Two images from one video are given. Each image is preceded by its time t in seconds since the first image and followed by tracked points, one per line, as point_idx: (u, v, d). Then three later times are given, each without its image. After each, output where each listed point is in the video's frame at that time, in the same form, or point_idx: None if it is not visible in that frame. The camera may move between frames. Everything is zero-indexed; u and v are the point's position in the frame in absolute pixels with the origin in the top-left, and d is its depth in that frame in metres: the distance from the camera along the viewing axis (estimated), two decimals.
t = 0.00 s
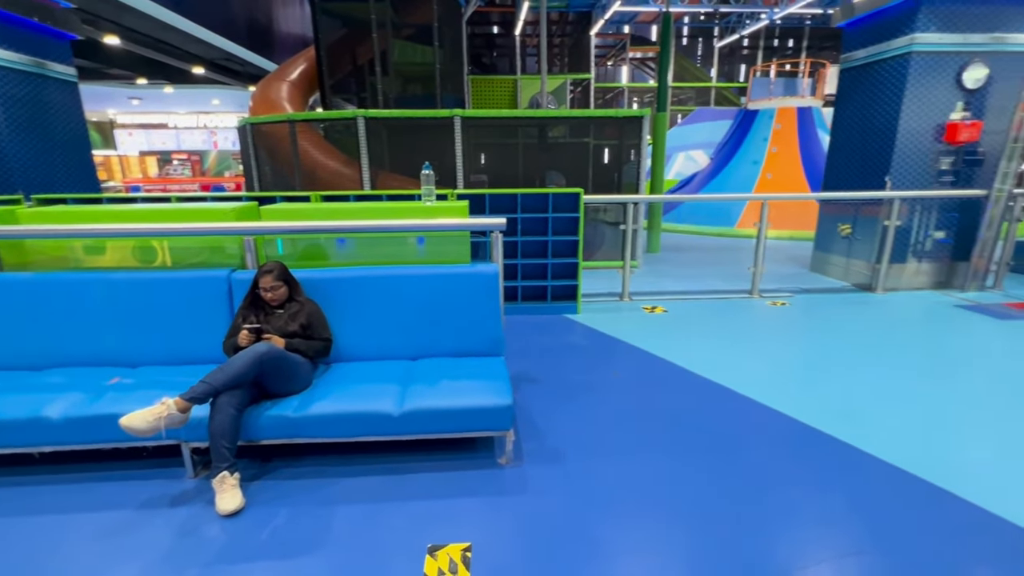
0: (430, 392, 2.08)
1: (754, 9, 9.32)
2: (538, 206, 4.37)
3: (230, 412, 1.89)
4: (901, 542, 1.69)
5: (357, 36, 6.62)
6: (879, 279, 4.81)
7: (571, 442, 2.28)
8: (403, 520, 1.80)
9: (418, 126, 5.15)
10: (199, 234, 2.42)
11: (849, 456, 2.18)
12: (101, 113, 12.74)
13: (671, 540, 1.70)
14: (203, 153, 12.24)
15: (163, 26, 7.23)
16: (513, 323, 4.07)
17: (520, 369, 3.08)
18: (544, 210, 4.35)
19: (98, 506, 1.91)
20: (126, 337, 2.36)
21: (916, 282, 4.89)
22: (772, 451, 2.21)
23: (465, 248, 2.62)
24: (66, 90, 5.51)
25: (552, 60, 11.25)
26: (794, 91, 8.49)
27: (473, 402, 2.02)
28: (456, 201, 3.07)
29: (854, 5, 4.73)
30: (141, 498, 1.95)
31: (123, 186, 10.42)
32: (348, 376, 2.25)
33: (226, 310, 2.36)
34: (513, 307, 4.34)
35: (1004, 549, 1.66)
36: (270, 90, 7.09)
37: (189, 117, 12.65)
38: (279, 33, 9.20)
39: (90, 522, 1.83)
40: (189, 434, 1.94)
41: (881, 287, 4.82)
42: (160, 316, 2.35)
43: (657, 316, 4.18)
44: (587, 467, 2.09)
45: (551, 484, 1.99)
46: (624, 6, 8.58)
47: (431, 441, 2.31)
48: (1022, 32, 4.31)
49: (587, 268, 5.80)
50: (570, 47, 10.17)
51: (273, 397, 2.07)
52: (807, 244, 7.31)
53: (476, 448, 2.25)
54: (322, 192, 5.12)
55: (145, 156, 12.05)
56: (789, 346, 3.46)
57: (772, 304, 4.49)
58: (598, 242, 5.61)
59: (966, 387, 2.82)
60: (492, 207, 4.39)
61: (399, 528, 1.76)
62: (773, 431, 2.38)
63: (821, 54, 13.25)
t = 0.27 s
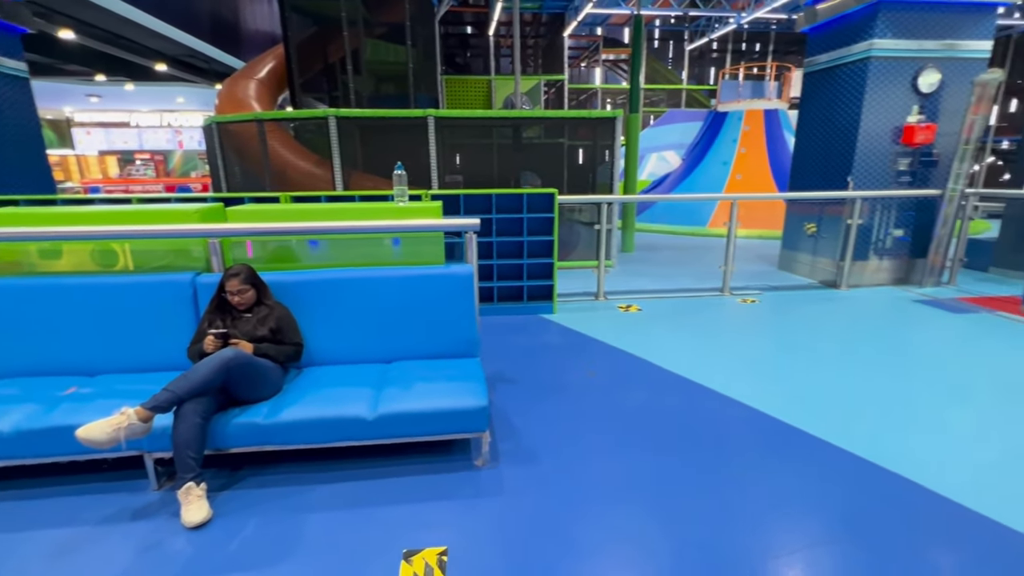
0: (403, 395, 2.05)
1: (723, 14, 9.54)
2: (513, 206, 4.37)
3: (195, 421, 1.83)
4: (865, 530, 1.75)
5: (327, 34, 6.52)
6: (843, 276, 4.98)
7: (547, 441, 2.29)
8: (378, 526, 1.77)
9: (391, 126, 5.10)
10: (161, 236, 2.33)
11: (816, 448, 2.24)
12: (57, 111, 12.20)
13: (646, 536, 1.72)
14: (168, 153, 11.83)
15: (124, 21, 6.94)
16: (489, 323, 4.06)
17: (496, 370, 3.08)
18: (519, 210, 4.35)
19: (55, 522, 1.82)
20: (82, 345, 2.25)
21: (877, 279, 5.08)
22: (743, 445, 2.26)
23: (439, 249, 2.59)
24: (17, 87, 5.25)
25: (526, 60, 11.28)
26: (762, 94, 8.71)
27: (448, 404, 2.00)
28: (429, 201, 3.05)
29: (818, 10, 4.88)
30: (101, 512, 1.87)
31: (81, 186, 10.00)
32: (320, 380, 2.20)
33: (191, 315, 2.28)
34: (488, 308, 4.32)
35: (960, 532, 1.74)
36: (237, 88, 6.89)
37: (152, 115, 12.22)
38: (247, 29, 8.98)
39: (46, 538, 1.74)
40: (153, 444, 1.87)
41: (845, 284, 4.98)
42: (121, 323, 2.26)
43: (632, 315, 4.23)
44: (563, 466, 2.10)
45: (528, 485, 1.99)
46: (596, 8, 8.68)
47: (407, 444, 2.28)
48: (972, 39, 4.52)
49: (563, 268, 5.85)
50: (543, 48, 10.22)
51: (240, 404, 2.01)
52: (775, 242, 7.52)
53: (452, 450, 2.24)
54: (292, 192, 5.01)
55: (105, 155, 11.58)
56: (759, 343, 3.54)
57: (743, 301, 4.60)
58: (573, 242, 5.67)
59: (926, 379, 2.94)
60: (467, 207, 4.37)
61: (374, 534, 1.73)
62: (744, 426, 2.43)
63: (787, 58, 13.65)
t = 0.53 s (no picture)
0: (378, 399, 2.02)
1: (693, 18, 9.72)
2: (488, 207, 4.37)
3: (159, 430, 1.76)
4: (833, 520, 1.80)
5: (298, 32, 6.39)
6: (810, 274, 5.12)
7: (524, 442, 2.29)
8: (353, 532, 1.74)
9: (364, 126, 5.03)
10: (122, 239, 2.24)
11: (787, 442, 2.30)
12: (9, 108, 11.64)
13: (623, 534, 1.73)
14: (131, 153, 11.40)
15: (83, 15, 6.66)
16: (466, 324, 4.04)
17: (473, 371, 3.06)
18: (494, 211, 4.35)
19: (8, 541, 1.73)
20: (37, 354, 2.15)
21: (842, 276, 5.25)
22: (717, 441, 2.30)
23: (414, 250, 2.57)
24: None
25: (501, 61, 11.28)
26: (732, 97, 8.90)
27: (423, 407, 1.98)
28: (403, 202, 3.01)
29: (784, 15, 5.07)
30: (59, 529, 1.78)
31: (37, 187, 9.58)
32: (291, 385, 2.15)
33: (154, 320, 2.20)
34: (464, 309, 4.30)
35: (921, 520, 1.80)
36: (203, 86, 6.68)
37: (113, 114, 11.79)
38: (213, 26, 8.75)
39: None
40: (113, 456, 1.79)
41: (812, 281, 5.13)
42: (79, 330, 2.16)
43: (608, 314, 4.27)
44: (541, 467, 2.10)
45: (505, 486, 1.98)
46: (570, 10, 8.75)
47: (382, 449, 2.25)
48: (927, 45, 4.72)
49: (540, 268, 5.87)
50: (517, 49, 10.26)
51: (207, 412, 1.95)
52: (746, 241, 7.70)
53: (429, 453, 2.21)
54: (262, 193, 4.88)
55: (64, 156, 11.23)
56: (731, 340, 3.62)
57: (715, 299, 4.70)
58: (549, 242, 5.70)
59: (889, 373, 3.05)
60: (442, 208, 4.35)
61: (349, 541, 1.70)
62: (717, 422, 2.48)
63: (755, 62, 14.00)
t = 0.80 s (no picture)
0: (353, 403, 1.99)
1: (665, 22, 9.90)
2: (464, 208, 4.36)
3: (121, 441, 1.69)
4: (804, 511, 1.85)
5: (267, 29, 6.22)
6: (780, 272, 5.26)
7: (502, 443, 2.28)
8: (328, 540, 1.70)
9: (337, 126, 4.95)
10: (80, 243, 2.14)
11: (758, 437, 2.36)
12: None
13: (602, 532, 1.74)
14: (91, 153, 10.83)
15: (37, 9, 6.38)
16: (443, 326, 4.01)
17: (449, 373, 3.04)
18: (470, 212, 4.33)
19: None
20: None
21: (810, 274, 5.41)
22: (691, 438, 2.34)
23: (389, 252, 2.53)
24: None
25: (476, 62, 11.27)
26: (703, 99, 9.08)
27: (400, 410, 1.95)
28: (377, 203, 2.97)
29: (752, 20, 5.21)
30: (13, 548, 1.69)
31: None
32: (263, 391, 2.10)
33: (116, 327, 2.12)
34: (441, 310, 4.26)
35: (887, 508, 1.87)
36: (168, 84, 6.45)
37: (71, 112, 11.31)
38: (178, 22, 8.49)
39: None
40: (72, 469, 1.71)
41: (782, 279, 5.27)
42: (34, 338, 2.06)
43: (584, 313, 4.30)
44: (519, 468, 2.10)
45: (484, 488, 1.97)
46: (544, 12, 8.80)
47: (357, 454, 2.22)
48: (886, 51, 4.90)
49: (517, 269, 5.87)
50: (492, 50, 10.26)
51: (173, 421, 1.88)
52: (718, 241, 7.85)
53: (405, 457, 2.19)
54: (230, 195, 4.76)
55: (17, 155, 10.24)
56: (705, 337, 3.69)
57: (689, 298, 4.79)
58: (526, 243, 5.72)
59: (855, 367, 3.15)
60: (417, 209, 4.31)
61: (325, 549, 1.67)
62: (691, 418, 2.52)
63: (725, 65, 14.34)
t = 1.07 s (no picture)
0: (327, 408, 1.95)
1: (638, 25, 10.03)
2: (441, 210, 4.33)
3: (81, 453, 1.62)
4: (776, 504, 1.90)
5: (236, 27, 6.09)
6: (752, 271, 5.39)
7: (480, 446, 2.27)
8: (302, 549, 1.67)
9: (310, 126, 4.87)
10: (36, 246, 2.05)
11: (732, 432, 2.40)
12: None
13: (580, 532, 1.74)
14: (50, 153, 10.45)
15: None
16: (420, 328, 3.98)
17: (426, 376, 3.02)
18: (446, 213, 4.31)
19: None
20: None
21: (780, 272, 5.55)
22: (667, 435, 2.37)
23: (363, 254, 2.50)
24: None
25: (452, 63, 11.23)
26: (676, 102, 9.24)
27: (375, 415, 1.93)
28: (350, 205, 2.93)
29: (722, 25, 5.35)
30: None
31: None
32: (233, 398, 2.04)
33: (75, 334, 2.03)
34: (418, 312, 4.22)
35: (854, 498, 1.93)
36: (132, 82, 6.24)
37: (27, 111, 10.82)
38: (142, 18, 8.22)
39: None
40: (28, 484, 1.63)
41: (753, 278, 5.40)
42: None
43: (562, 314, 4.32)
44: (497, 470, 2.09)
45: (462, 491, 1.96)
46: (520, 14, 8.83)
47: (332, 460, 2.18)
48: (850, 57, 5.08)
49: (494, 270, 5.87)
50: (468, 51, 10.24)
51: (138, 431, 1.81)
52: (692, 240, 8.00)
53: (382, 462, 2.16)
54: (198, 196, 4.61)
55: None
56: (680, 336, 3.75)
57: (665, 297, 4.86)
58: (504, 244, 5.72)
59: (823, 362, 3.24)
60: (392, 210, 4.27)
61: (298, 558, 1.63)
62: (667, 416, 2.55)
63: (697, 68, 14.64)
